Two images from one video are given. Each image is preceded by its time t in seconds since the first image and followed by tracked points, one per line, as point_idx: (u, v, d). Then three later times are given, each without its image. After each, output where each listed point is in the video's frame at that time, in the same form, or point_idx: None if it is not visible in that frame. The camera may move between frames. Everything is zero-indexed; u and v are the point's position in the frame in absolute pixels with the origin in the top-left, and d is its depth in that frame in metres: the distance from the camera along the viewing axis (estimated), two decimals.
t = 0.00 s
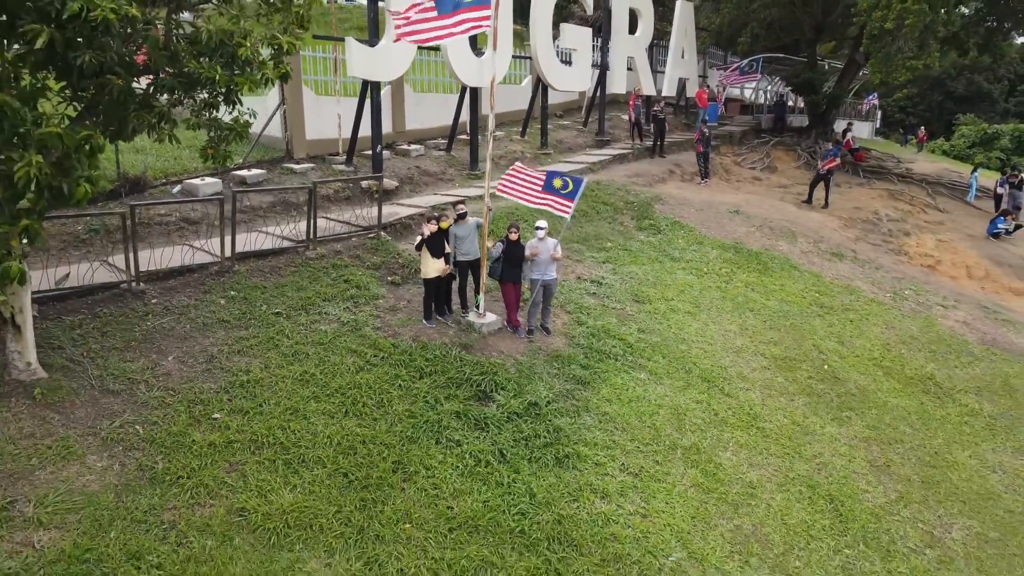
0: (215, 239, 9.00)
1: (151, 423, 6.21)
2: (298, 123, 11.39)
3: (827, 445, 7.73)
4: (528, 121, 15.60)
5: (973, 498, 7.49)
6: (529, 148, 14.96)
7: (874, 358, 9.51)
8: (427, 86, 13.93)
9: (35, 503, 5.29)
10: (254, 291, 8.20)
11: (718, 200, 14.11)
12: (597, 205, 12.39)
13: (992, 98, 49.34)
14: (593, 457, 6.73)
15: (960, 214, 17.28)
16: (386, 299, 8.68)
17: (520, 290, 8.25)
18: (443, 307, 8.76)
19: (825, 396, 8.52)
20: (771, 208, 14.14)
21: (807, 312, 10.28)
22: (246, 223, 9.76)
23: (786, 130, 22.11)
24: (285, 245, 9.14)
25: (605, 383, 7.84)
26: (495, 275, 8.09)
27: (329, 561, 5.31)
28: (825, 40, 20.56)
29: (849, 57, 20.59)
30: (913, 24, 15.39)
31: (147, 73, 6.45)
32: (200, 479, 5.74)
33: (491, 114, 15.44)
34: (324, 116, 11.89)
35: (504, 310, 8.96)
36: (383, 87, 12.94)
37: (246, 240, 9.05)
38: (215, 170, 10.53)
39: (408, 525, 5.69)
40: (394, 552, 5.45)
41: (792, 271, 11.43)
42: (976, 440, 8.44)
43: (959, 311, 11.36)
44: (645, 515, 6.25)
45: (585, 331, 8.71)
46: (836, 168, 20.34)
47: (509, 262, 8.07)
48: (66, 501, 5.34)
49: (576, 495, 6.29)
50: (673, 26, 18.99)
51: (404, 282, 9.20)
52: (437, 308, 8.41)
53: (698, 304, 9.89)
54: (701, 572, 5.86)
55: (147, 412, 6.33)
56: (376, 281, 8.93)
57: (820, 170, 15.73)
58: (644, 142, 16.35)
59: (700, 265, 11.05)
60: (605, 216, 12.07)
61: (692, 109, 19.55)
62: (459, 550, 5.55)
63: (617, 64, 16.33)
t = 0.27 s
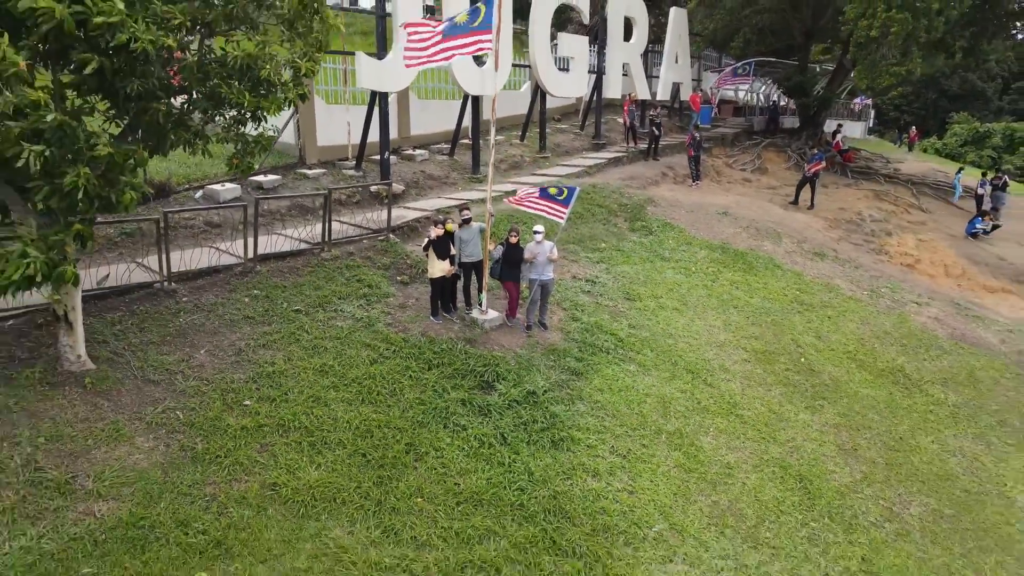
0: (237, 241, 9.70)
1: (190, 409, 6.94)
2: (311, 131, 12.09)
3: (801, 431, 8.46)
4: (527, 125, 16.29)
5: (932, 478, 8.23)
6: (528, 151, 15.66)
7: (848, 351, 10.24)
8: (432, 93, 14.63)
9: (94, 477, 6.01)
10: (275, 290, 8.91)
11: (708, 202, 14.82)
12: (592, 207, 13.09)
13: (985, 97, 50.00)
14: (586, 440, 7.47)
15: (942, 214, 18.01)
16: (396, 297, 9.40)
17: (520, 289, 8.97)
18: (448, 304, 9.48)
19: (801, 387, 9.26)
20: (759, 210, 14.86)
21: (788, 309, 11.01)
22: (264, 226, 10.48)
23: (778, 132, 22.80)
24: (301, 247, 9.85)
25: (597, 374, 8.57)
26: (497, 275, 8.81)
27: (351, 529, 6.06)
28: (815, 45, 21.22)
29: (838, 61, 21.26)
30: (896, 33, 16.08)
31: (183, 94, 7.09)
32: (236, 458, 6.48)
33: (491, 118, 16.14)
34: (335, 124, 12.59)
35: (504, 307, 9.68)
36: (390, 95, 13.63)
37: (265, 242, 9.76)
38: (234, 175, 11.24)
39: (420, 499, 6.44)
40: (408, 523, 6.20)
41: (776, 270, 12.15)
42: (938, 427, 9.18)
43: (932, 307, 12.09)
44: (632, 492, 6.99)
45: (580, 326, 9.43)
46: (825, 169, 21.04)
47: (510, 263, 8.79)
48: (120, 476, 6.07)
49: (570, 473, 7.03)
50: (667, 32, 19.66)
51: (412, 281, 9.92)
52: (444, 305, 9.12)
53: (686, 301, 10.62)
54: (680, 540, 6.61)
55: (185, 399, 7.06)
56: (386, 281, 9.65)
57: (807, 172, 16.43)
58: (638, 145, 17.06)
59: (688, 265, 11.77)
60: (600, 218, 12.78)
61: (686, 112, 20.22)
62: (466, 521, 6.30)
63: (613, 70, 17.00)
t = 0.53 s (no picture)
0: (257, 244, 10.47)
1: (223, 397, 7.72)
2: (323, 139, 12.85)
3: (777, 418, 9.26)
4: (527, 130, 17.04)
5: (896, 460, 9.01)
6: (528, 155, 16.41)
7: (825, 345, 11.03)
8: (436, 100, 15.38)
9: (142, 456, 6.80)
10: (295, 289, 9.68)
11: (698, 204, 15.58)
12: (588, 209, 13.84)
13: (979, 96, 50.72)
14: (579, 426, 8.26)
15: (925, 215, 18.76)
16: (405, 295, 10.17)
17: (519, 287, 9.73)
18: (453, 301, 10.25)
19: (778, 378, 10.04)
20: (747, 212, 15.61)
21: (770, 306, 11.78)
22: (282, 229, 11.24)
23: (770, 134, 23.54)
24: (316, 249, 10.62)
25: (590, 366, 9.35)
26: (498, 274, 9.57)
27: (370, 502, 6.85)
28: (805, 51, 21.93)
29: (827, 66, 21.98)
30: (879, 41, 16.84)
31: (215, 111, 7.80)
32: (266, 440, 7.27)
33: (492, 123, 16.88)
34: (345, 132, 13.35)
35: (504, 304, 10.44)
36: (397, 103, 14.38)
37: (284, 244, 10.53)
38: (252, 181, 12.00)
39: (431, 477, 7.23)
40: (420, 497, 6.99)
41: (760, 270, 12.92)
42: (905, 414, 9.97)
43: (907, 304, 12.87)
44: (621, 471, 7.78)
45: (575, 322, 10.20)
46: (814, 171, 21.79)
47: (510, 263, 9.56)
48: (165, 455, 6.84)
49: (565, 455, 7.82)
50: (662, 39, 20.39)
51: (420, 280, 10.68)
52: (449, 303, 9.87)
53: (674, 299, 11.39)
54: (663, 514, 7.40)
55: (218, 388, 7.84)
56: (396, 280, 10.42)
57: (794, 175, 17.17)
58: (633, 149, 17.80)
59: (677, 265, 12.54)
60: (595, 220, 13.53)
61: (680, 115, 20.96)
62: (471, 495, 7.09)
63: (609, 77, 17.72)
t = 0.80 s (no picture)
0: (274, 246, 11.22)
1: (248, 387, 8.48)
2: (333, 145, 13.60)
3: (757, 408, 10.02)
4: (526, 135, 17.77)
5: (867, 447, 9.77)
6: (527, 160, 17.15)
7: (805, 341, 11.78)
8: (439, 107, 16.13)
9: (179, 441, 7.56)
10: (310, 289, 10.43)
11: (690, 207, 16.31)
12: (584, 212, 14.57)
13: (973, 96, 51.47)
14: (574, 414, 9.02)
15: (910, 216, 19.50)
16: (412, 294, 10.92)
17: (518, 286, 10.48)
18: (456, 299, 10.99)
19: (760, 371, 10.80)
20: (736, 214, 16.35)
21: (754, 304, 12.53)
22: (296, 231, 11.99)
23: (762, 136, 24.27)
24: (329, 251, 11.36)
25: (584, 359, 10.10)
26: (499, 274, 10.33)
27: (384, 482, 7.62)
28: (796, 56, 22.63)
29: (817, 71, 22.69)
30: (863, 50, 17.58)
31: (241, 126, 8.51)
32: (289, 426, 8.03)
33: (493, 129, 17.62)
34: (353, 139, 14.09)
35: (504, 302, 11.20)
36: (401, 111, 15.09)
37: (299, 247, 11.27)
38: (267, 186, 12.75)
39: (439, 459, 8.00)
40: (429, 478, 7.76)
41: (747, 270, 13.66)
42: (878, 405, 10.72)
43: (885, 303, 13.62)
44: (611, 455, 8.54)
45: (570, 319, 10.96)
46: (804, 172, 22.51)
47: (510, 263, 10.31)
48: (199, 439, 7.61)
49: (560, 441, 8.57)
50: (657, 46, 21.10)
51: (426, 280, 11.42)
52: (454, 300, 10.63)
53: (664, 298, 12.15)
54: (649, 493, 8.16)
55: (244, 379, 8.60)
56: (403, 280, 11.16)
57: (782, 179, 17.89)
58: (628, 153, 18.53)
59: (668, 265, 13.29)
60: (591, 223, 14.26)
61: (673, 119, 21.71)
62: (475, 476, 7.86)
63: (605, 84, 18.45)
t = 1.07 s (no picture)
0: (292, 249, 12.08)
1: (274, 378, 9.35)
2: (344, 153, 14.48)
3: (739, 398, 10.87)
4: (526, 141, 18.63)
5: (839, 434, 10.63)
6: (527, 164, 18.00)
7: (786, 337, 12.62)
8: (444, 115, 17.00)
9: (214, 425, 8.45)
10: (326, 288, 11.29)
11: (683, 209, 17.15)
12: (581, 215, 15.40)
13: (968, 95, 52.36)
14: (570, 403, 9.87)
15: (895, 217, 20.32)
16: (421, 293, 11.78)
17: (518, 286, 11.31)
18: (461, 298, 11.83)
19: (743, 365, 11.65)
20: (727, 216, 17.18)
21: (740, 302, 13.38)
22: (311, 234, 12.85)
23: (755, 139, 25.07)
24: (343, 253, 12.22)
25: (579, 353, 10.95)
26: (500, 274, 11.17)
27: (397, 463, 8.49)
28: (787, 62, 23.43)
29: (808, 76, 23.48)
30: (848, 58, 18.40)
31: (266, 141, 9.39)
32: (311, 413, 8.90)
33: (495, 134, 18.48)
34: (363, 146, 14.98)
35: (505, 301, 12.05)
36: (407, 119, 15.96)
37: (315, 249, 12.12)
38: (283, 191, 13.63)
39: (446, 443, 8.87)
40: (438, 459, 8.63)
41: (734, 270, 14.51)
42: (852, 396, 11.57)
43: (865, 301, 14.45)
44: (603, 440, 9.40)
45: (567, 316, 11.82)
46: (796, 174, 23.32)
47: (510, 264, 11.17)
48: (231, 425, 8.49)
49: (556, 427, 9.44)
50: (653, 53, 21.91)
51: (433, 279, 12.28)
52: (459, 298, 11.48)
53: (655, 296, 12.99)
54: (637, 474, 9.02)
55: (269, 371, 9.47)
56: (412, 280, 12.02)
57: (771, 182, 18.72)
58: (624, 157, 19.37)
59: (660, 265, 14.14)
60: (588, 225, 15.09)
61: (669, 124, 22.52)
62: (479, 458, 8.73)
63: (602, 91, 19.28)
